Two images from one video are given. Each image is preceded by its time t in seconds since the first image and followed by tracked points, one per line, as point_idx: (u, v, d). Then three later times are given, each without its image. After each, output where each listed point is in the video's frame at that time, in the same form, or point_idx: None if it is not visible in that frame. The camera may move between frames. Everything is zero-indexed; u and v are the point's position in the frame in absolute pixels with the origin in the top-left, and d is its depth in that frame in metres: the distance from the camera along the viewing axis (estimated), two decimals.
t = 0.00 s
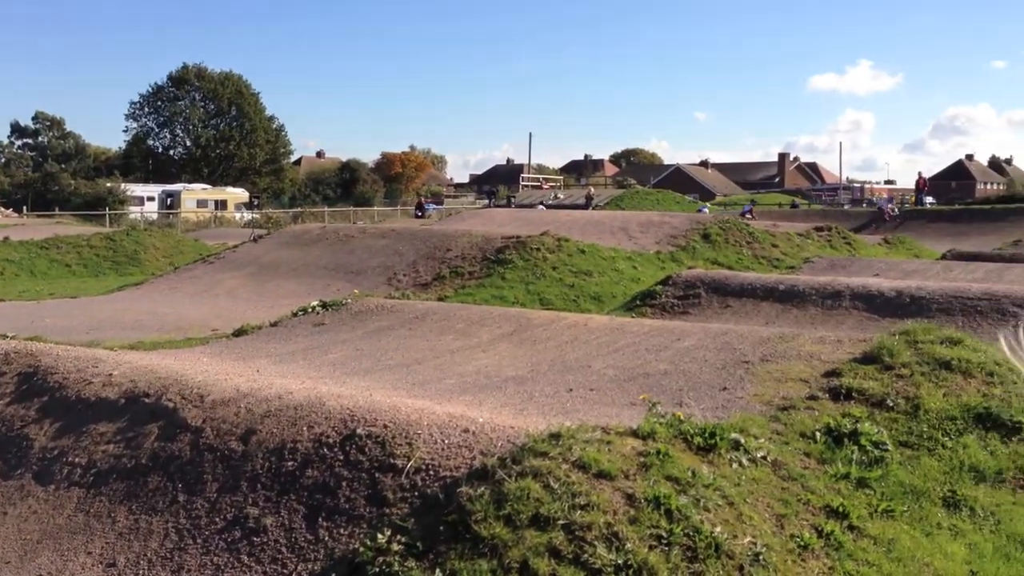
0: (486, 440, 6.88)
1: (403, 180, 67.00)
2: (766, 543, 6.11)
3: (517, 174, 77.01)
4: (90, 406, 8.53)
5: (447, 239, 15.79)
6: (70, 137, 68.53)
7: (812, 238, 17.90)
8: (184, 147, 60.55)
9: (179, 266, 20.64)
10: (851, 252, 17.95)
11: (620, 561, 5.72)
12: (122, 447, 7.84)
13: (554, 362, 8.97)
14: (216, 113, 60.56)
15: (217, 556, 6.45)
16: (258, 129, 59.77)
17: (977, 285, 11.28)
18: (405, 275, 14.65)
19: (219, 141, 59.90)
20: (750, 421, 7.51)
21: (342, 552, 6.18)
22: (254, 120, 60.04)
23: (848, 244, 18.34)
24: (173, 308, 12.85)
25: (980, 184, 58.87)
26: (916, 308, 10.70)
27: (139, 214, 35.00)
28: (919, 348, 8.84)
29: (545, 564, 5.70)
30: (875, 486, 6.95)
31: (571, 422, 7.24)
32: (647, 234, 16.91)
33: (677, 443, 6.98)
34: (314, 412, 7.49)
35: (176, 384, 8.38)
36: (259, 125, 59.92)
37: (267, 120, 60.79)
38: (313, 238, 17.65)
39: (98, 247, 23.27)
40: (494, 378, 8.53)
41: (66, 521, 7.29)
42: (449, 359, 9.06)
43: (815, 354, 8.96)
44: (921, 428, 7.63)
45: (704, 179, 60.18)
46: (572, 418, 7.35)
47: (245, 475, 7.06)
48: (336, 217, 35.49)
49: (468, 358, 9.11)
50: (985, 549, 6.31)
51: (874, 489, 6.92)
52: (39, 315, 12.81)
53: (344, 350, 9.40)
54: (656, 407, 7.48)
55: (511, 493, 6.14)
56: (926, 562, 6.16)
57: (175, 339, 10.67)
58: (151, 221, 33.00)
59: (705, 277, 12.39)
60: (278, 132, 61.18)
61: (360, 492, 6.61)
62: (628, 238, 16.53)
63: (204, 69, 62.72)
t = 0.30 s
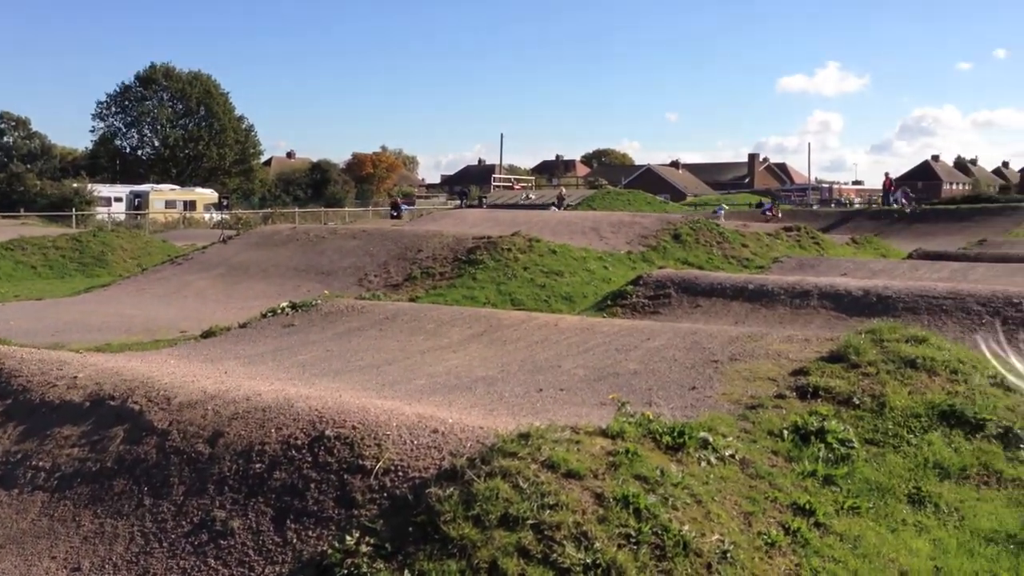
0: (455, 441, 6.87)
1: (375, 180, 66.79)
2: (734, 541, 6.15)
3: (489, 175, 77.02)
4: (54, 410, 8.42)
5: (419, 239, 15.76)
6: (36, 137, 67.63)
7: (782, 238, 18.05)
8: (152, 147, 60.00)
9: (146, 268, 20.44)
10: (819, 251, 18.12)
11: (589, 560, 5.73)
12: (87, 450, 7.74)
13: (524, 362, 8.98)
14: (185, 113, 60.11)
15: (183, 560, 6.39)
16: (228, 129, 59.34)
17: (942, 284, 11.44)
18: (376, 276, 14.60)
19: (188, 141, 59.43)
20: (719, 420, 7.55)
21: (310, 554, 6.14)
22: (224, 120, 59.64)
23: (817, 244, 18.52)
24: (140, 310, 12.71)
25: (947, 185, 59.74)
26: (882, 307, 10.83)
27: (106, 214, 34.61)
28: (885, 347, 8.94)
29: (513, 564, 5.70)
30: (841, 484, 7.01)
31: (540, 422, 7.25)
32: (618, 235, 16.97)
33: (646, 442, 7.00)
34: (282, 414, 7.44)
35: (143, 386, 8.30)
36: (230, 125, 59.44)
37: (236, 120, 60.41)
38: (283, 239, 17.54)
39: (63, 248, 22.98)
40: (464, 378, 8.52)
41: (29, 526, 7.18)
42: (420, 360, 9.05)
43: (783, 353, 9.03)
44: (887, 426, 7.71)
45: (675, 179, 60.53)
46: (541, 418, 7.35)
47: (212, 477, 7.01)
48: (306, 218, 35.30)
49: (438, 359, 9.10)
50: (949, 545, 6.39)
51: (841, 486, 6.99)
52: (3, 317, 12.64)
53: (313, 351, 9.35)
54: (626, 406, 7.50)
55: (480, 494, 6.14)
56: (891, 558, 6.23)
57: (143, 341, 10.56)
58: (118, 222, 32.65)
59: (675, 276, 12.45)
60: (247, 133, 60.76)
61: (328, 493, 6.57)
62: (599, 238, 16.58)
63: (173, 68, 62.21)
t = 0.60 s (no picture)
0: (415, 436, 6.85)
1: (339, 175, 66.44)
2: (693, 532, 6.20)
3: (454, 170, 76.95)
4: (7, 408, 8.29)
5: (381, 234, 15.69)
6: None
7: (743, 233, 18.20)
8: (110, 141, 59.15)
9: (104, 264, 20.14)
10: (780, 246, 18.30)
11: (548, 553, 5.75)
12: (40, 448, 7.62)
13: (486, 356, 8.98)
14: (144, 107, 59.35)
15: (139, 558, 6.32)
16: (188, 123, 58.71)
17: (899, 278, 11.62)
18: (338, 272, 14.52)
19: (147, 135, 58.67)
20: (679, 413, 7.60)
21: (268, 551, 6.09)
22: (184, 114, 58.97)
23: (778, 238, 18.70)
24: (98, 306, 12.52)
25: (904, 180, 60.73)
26: (840, 300, 10.97)
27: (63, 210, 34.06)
28: (842, 339, 9.05)
29: (473, 558, 5.70)
30: (798, 475, 7.09)
31: (501, 417, 7.25)
32: (581, 229, 17.02)
33: (606, 435, 7.03)
34: (241, 410, 7.38)
35: (98, 383, 8.19)
36: (190, 119, 58.91)
37: (196, 115, 59.78)
38: (245, 234, 17.38)
39: (18, 244, 22.58)
40: (425, 373, 8.50)
41: None
42: (381, 355, 9.01)
43: (742, 347, 9.11)
44: (844, 417, 7.81)
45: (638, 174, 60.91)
46: (502, 413, 7.35)
47: (169, 475, 6.93)
48: (268, 213, 35.01)
49: (399, 354, 9.07)
50: (904, 534, 6.49)
51: (798, 478, 7.07)
52: None
53: (274, 347, 9.27)
54: (586, 400, 7.52)
55: (439, 488, 6.13)
56: (847, 548, 6.31)
57: (100, 337, 10.41)
58: (75, 217, 32.16)
59: (638, 271, 12.50)
60: (209, 127, 60.30)
61: (287, 490, 6.52)
62: (562, 233, 16.61)
63: (131, 62, 61.38)
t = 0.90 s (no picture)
0: (377, 435, 6.82)
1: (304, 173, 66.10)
2: (654, 529, 6.23)
3: (421, 168, 76.83)
4: None
5: (346, 233, 15.61)
6: None
7: (708, 231, 18.34)
8: (70, 138, 58.33)
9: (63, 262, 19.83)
10: (744, 244, 18.45)
11: (510, 551, 5.74)
12: None
13: (450, 355, 8.96)
14: (105, 104, 58.63)
15: (97, 560, 6.24)
16: (150, 121, 58.08)
17: (860, 275, 11.77)
18: (303, 270, 14.43)
19: (107, 132, 57.92)
20: (641, 410, 7.64)
21: (229, 551, 6.04)
22: (146, 111, 58.33)
23: (742, 236, 18.86)
24: (57, 305, 12.33)
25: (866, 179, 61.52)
26: (803, 297, 11.08)
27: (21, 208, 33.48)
28: (803, 336, 9.15)
29: (435, 556, 5.68)
30: (759, 471, 7.15)
31: (464, 414, 7.25)
32: (547, 227, 17.05)
33: (568, 432, 7.05)
34: (201, 410, 7.31)
35: (56, 383, 8.07)
36: (152, 116, 58.30)
37: (158, 112, 59.18)
38: (208, 233, 17.21)
39: None
40: (389, 371, 8.48)
41: None
42: (345, 353, 8.97)
43: (705, 344, 9.18)
44: (804, 413, 7.89)
45: (604, 172, 61.18)
46: (465, 410, 7.36)
47: (128, 476, 6.84)
48: (232, 211, 34.72)
49: (363, 352, 9.03)
50: (862, 528, 6.57)
51: (759, 473, 7.13)
52: None
53: (235, 346, 9.19)
54: (549, 398, 7.54)
55: (401, 487, 6.11)
56: (806, 542, 6.38)
57: (58, 337, 10.26)
58: (33, 215, 31.68)
59: (603, 269, 12.55)
60: (170, 124, 59.80)
61: (247, 490, 6.47)
62: (528, 231, 16.64)
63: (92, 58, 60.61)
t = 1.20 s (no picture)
0: (351, 433, 6.80)
1: (280, 170, 65.84)
2: (628, 525, 6.25)
3: (399, 166, 76.71)
4: None
5: (322, 231, 15.55)
6: None
7: (684, 228, 18.42)
8: (43, 135, 57.74)
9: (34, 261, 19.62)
10: (720, 242, 18.54)
11: (484, 548, 5.74)
12: None
13: (425, 353, 8.96)
14: (78, 101, 58.14)
15: (68, 560, 6.18)
16: (124, 118, 57.65)
17: (834, 272, 11.86)
18: (278, 268, 14.37)
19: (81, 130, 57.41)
20: (615, 407, 7.66)
21: (201, 551, 6.01)
22: (120, 109, 57.91)
23: (718, 234, 18.95)
24: (28, 304, 12.20)
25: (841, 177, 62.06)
26: (777, 295, 11.15)
27: None
28: (776, 333, 9.21)
29: (409, 554, 5.67)
30: (733, 467, 7.19)
31: (438, 412, 7.25)
32: (524, 225, 17.07)
33: (543, 430, 7.06)
34: (174, 409, 7.26)
35: (26, 383, 7.99)
36: (126, 114, 57.92)
37: (132, 109, 58.77)
38: (182, 231, 17.09)
39: None
40: (364, 370, 8.46)
41: None
42: (320, 352, 8.93)
43: (680, 341, 9.22)
44: (777, 410, 7.94)
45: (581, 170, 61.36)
46: (440, 408, 7.35)
47: (99, 476, 6.78)
48: (206, 209, 34.52)
49: (338, 351, 9.01)
50: (835, 524, 6.62)
51: (732, 469, 7.16)
52: None
53: (209, 345, 9.13)
54: (524, 396, 7.54)
55: (375, 485, 6.10)
56: (779, 538, 6.42)
57: (30, 336, 10.15)
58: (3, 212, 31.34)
59: (580, 266, 12.58)
60: (144, 121, 59.42)
61: (220, 489, 6.44)
62: (505, 229, 16.64)
63: (64, 54, 60.09)
